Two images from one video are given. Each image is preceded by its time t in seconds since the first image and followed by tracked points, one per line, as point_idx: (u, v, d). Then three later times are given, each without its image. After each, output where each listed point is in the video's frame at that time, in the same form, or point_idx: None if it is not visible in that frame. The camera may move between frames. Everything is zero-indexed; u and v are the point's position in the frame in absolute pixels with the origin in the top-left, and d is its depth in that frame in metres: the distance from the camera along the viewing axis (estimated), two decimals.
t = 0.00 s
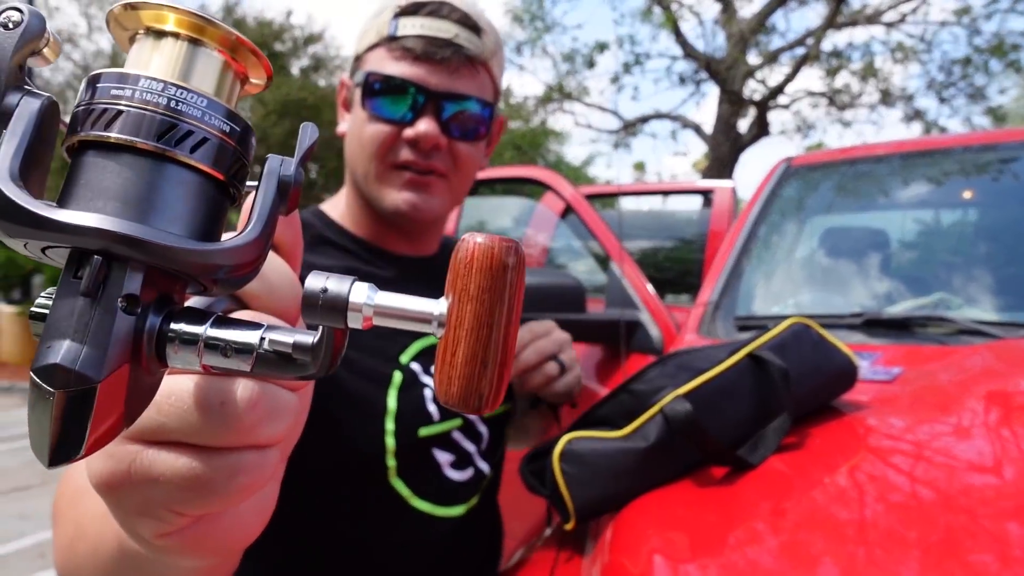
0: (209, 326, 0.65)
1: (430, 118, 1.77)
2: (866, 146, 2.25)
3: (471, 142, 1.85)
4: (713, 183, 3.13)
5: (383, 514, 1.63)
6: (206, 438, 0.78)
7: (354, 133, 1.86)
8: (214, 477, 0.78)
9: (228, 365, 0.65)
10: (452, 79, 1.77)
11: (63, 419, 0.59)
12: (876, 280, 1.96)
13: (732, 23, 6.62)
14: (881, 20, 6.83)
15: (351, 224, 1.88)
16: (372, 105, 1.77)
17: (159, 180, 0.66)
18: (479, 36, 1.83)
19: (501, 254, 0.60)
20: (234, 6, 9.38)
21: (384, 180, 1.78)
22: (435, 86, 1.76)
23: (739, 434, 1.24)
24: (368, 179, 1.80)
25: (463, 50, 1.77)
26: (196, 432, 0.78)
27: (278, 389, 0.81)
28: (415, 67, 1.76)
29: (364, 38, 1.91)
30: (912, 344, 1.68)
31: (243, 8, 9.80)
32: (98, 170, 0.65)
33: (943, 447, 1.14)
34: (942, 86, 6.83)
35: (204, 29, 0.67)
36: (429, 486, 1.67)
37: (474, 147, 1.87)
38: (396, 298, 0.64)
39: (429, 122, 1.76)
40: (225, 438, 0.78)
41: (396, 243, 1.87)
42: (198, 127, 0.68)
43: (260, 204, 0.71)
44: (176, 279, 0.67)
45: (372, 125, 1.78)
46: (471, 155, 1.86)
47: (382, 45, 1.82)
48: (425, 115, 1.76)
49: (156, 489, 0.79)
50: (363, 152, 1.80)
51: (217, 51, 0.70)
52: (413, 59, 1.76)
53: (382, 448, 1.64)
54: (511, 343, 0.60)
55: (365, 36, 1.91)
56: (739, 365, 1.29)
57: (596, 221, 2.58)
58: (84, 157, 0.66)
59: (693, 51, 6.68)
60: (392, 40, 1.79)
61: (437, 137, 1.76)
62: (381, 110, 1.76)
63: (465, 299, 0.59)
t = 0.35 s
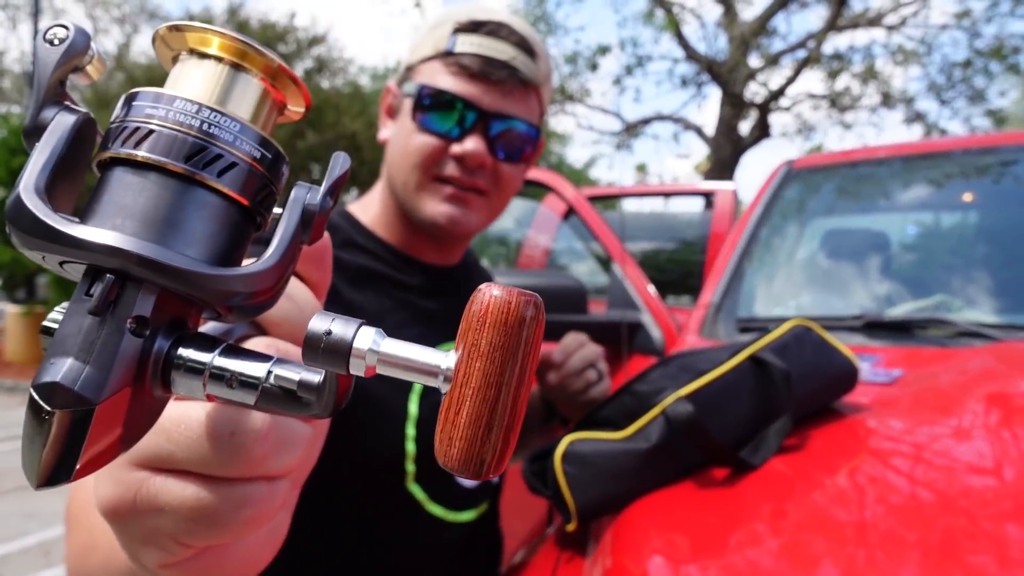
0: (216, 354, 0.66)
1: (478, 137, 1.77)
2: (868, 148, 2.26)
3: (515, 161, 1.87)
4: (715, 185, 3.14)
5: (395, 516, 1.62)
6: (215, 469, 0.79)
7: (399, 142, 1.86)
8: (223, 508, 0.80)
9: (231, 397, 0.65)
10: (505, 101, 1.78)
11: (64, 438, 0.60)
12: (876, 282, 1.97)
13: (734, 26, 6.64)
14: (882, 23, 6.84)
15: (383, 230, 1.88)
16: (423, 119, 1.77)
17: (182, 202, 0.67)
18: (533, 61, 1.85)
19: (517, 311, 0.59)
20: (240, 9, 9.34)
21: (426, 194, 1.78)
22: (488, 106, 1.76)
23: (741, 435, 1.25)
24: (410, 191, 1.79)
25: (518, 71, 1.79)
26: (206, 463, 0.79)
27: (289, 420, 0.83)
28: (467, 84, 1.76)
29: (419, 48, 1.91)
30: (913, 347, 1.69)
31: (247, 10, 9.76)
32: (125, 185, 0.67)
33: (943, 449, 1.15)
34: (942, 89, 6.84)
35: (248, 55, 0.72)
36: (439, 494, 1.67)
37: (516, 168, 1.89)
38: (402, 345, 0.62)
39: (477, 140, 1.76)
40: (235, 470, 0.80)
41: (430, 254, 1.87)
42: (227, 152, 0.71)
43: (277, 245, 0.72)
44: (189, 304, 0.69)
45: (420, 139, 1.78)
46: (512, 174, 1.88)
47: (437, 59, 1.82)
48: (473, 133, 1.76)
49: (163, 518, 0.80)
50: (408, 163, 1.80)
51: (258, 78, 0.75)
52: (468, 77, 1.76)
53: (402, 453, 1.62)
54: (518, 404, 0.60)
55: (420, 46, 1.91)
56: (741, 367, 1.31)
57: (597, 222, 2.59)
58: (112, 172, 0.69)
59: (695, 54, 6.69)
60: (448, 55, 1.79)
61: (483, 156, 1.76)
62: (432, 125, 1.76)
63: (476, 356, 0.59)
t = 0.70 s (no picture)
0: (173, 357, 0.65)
1: (482, 145, 1.77)
2: (866, 155, 2.27)
3: (520, 168, 1.87)
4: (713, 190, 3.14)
5: (396, 523, 1.60)
6: (192, 487, 0.80)
7: (404, 150, 1.86)
8: (209, 525, 0.80)
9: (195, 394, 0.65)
10: (511, 109, 1.79)
11: (23, 472, 0.58)
12: (873, 287, 1.97)
13: (732, 31, 6.66)
14: (880, 29, 6.86)
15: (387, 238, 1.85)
16: (427, 127, 1.77)
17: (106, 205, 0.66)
18: (538, 67, 1.84)
19: (474, 230, 0.57)
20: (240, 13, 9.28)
21: (431, 203, 1.78)
22: (493, 114, 1.77)
23: (741, 439, 1.25)
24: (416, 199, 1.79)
25: (524, 79, 1.78)
26: (185, 482, 0.79)
27: (260, 427, 0.84)
28: (472, 92, 1.76)
29: (424, 54, 1.90)
30: (911, 353, 1.69)
31: (246, 14, 9.69)
32: (46, 202, 0.66)
33: (941, 455, 1.15)
34: (940, 95, 6.86)
35: (151, 46, 0.70)
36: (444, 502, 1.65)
37: (521, 175, 1.89)
38: (364, 296, 0.62)
39: (482, 149, 1.77)
40: (214, 484, 0.80)
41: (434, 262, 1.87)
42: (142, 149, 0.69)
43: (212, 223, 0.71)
44: (135, 315, 0.68)
45: (424, 148, 1.78)
46: (518, 181, 1.88)
47: (441, 65, 1.82)
48: (476, 142, 1.77)
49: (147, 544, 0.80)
50: (413, 171, 1.80)
51: (166, 71, 0.73)
52: (473, 85, 1.76)
53: (407, 460, 1.59)
54: (494, 333, 0.57)
55: (425, 52, 1.91)
56: (740, 372, 1.31)
57: (596, 228, 2.60)
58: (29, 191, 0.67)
59: (693, 59, 6.70)
60: (453, 62, 1.79)
61: (488, 164, 1.77)
62: (436, 134, 1.76)
63: (440, 288, 0.56)
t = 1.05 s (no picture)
0: (452, 328, 0.58)
1: (467, 142, 1.45)
2: (868, 156, 2.25)
3: (505, 165, 1.52)
4: (714, 191, 3.13)
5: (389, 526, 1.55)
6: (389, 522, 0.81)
7: (385, 152, 1.60)
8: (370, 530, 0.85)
9: (486, 373, 0.54)
10: (491, 100, 1.46)
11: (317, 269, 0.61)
12: (874, 290, 1.96)
13: (734, 32, 6.63)
14: (883, 30, 6.83)
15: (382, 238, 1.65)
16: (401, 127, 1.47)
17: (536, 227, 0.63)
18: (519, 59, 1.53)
19: (633, 393, 0.53)
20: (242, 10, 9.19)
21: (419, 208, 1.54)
22: (470, 106, 1.45)
23: (743, 441, 1.23)
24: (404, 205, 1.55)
25: (505, 71, 1.47)
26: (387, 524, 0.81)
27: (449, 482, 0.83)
28: (450, 86, 1.46)
29: (400, 52, 1.64)
30: (912, 356, 1.68)
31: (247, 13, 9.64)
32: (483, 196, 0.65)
33: (942, 457, 1.13)
34: (943, 97, 6.84)
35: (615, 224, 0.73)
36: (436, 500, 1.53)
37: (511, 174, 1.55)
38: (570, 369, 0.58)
39: (466, 145, 1.45)
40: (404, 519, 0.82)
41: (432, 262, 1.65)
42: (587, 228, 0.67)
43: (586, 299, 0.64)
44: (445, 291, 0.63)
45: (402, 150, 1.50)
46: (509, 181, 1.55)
47: (418, 64, 1.54)
48: (460, 138, 1.45)
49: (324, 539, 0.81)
50: (394, 176, 1.54)
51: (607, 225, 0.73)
52: (450, 80, 1.46)
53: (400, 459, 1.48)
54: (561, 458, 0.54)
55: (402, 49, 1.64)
56: (741, 373, 1.29)
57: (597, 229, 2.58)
58: (471, 191, 0.64)
59: (695, 60, 6.68)
60: (430, 58, 1.51)
61: (476, 163, 1.45)
62: (411, 134, 1.46)
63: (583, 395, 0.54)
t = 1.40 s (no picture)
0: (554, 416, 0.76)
1: (447, 152, 1.43)
2: (864, 160, 2.25)
3: (481, 169, 1.52)
4: (710, 194, 3.12)
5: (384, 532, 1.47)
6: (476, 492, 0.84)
7: (357, 163, 1.50)
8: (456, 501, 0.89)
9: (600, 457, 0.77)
10: (469, 113, 1.45)
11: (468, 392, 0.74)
12: (871, 292, 1.95)
13: (731, 34, 6.63)
14: (879, 33, 6.85)
15: (360, 245, 1.54)
16: (378, 140, 1.43)
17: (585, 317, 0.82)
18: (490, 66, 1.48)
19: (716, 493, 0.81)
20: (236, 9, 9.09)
21: (398, 219, 1.44)
22: (449, 120, 1.43)
23: (741, 445, 1.22)
24: (382, 218, 1.46)
25: (479, 81, 1.44)
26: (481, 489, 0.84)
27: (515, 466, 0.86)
28: (428, 100, 1.42)
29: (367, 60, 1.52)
30: (909, 360, 1.67)
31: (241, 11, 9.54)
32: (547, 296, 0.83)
33: (938, 461, 1.13)
34: (939, 100, 6.86)
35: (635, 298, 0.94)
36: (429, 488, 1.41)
37: (487, 177, 1.55)
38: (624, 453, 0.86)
39: (447, 155, 1.43)
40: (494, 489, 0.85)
41: (409, 262, 1.54)
42: (613, 306, 0.87)
43: (620, 366, 0.85)
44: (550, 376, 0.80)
45: (379, 162, 1.43)
46: (485, 187, 1.54)
47: (391, 78, 1.45)
48: (441, 149, 1.43)
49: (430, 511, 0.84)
50: (369, 188, 1.46)
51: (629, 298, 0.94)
52: (426, 94, 1.42)
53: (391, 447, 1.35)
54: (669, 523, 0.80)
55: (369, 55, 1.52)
56: (739, 376, 1.27)
57: (594, 231, 2.56)
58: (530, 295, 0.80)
59: (691, 62, 6.68)
60: (403, 72, 1.43)
61: (456, 172, 1.43)
62: (389, 147, 1.42)
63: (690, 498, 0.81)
